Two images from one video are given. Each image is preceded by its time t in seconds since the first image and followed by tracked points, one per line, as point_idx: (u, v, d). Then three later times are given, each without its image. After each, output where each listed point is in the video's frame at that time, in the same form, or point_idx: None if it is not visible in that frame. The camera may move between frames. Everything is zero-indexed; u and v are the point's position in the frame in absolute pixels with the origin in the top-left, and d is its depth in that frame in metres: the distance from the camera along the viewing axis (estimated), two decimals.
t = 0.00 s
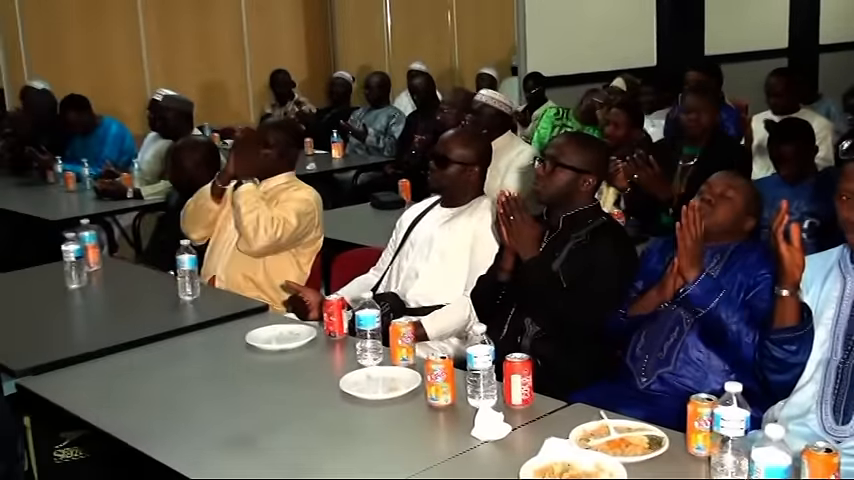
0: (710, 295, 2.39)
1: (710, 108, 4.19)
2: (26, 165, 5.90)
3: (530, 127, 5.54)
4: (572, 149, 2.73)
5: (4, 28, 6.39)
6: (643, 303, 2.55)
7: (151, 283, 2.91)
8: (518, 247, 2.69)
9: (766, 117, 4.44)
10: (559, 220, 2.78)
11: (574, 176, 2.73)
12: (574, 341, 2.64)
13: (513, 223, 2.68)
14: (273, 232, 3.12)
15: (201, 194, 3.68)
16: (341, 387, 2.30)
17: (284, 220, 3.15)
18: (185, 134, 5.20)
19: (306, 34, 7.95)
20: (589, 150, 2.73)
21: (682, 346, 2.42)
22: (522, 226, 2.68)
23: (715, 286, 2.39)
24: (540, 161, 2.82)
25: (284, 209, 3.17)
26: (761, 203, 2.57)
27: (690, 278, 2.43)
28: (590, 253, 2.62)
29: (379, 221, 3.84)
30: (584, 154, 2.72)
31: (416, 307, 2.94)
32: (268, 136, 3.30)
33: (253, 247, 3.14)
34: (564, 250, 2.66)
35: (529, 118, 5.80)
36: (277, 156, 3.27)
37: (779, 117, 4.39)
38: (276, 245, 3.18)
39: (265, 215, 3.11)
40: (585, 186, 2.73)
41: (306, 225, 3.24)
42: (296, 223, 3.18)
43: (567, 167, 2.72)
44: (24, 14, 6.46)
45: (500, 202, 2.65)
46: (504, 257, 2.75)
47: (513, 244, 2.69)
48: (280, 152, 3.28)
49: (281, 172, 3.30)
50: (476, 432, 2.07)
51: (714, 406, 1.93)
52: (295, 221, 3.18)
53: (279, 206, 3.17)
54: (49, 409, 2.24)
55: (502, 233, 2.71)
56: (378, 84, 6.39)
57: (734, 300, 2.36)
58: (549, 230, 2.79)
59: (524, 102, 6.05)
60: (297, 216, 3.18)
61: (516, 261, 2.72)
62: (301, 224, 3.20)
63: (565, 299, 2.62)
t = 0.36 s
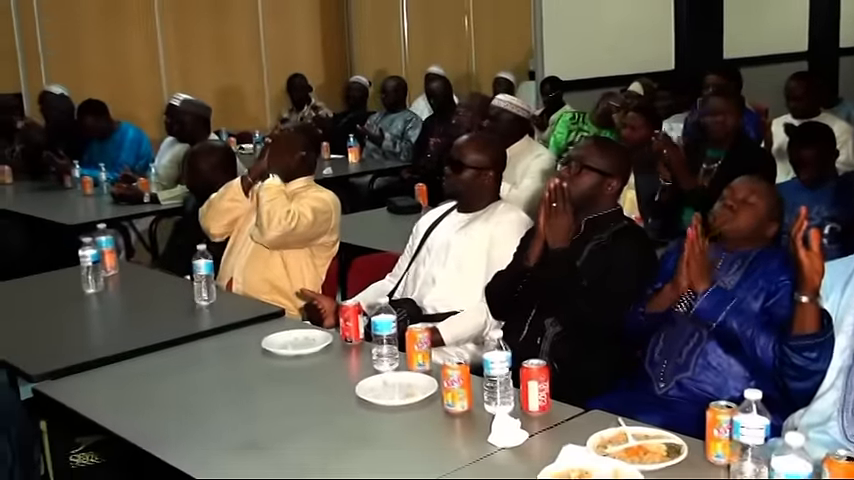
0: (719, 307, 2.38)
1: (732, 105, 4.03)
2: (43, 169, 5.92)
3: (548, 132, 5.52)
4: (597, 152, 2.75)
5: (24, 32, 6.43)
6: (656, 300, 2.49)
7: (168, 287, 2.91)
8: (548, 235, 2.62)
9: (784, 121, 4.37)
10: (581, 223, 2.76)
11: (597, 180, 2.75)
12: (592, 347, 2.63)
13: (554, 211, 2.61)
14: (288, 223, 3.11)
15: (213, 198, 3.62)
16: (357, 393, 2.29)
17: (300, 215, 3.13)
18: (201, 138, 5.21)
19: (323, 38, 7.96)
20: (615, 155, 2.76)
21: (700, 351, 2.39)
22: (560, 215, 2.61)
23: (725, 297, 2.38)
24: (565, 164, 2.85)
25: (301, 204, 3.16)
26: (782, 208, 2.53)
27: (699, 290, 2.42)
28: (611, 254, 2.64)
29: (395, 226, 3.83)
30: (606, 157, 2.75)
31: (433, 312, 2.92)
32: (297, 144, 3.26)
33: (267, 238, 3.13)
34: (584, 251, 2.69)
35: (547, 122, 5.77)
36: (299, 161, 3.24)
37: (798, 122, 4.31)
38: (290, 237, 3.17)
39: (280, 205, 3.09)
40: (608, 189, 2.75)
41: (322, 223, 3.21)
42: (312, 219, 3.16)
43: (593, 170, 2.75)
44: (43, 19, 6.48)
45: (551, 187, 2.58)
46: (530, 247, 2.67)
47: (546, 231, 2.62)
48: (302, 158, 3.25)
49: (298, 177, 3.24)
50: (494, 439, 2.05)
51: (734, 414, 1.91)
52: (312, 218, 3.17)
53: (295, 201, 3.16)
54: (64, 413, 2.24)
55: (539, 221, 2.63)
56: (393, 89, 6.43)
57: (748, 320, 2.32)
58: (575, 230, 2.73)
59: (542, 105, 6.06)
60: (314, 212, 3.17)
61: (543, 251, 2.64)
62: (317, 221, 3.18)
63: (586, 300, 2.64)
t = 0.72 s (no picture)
0: (748, 287, 2.19)
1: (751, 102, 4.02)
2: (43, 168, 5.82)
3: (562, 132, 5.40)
4: (618, 150, 2.64)
5: (20, 27, 6.30)
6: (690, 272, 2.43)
7: (169, 292, 2.81)
8: (568, 236, 2.56)
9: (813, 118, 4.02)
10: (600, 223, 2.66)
11: (619, 179, 2.64)
12: (608, 357, 2.47)
13: (574, 210, 2.56)
14: (291, 228, 3.00)
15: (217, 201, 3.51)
16: (365, 403, 2.19)
17: (304, 218, 3.02)
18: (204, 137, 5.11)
19: (331, 35, 7.88)
20: (638, 154, 2.64)
21: (724, 362, 2.27)
22: (583, 214, 2.55)
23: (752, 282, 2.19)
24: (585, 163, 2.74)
25: (304, 207, 3.05)
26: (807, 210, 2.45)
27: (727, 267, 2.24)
28: (629, 257, 2.50)
29: (406, 228, 3.72)
30: (628, 155, 2.63)
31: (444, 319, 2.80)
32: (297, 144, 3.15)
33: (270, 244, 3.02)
34: (603, 251, 2.55)
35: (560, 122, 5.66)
36: (305, 161, 3.14)
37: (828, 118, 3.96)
38: (293, 243, 3.05)
39: (282, 209, 2.98)
40: (630, 190, 2.64)
41: (326, 226, 3.10)
42: (315, 222, 3.05)
43: (614, 169, 2.64)
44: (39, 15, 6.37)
45: (569, 185, 2.55)
46: (549, 246, 2.62)
47: (568, 235, 2.56)
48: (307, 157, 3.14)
49: (303, 177, 3.15)
50: (507, 452, 1.95)
51: (760, 426, 1.83)
52: (315, 221, 3.06)
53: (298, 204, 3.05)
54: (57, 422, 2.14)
55: (559, 224, 2.58)
56: (404, 84, 6.28)
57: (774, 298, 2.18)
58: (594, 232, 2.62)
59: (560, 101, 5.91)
60: (318, 215, 3.06)
61: (563, 250, 2.59)
62: (321, 224, 3.07)
63: (602, 301, 2.47)
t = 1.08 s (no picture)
0: (781, 275, 2.17)
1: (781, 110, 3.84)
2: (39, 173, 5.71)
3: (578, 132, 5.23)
4: (634, 151, 2.56)
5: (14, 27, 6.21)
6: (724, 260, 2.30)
7: (169, 300, 2.70)
8: (584, 242, 2.47)
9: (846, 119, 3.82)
10: (617, 228, 2.53)
11: (635, 183, 2.55)
12: (628, 366, 2.38)
13: (589, 214, 2.49)
14: (300, 240, 2.91)
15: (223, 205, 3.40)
16: (374, 416, 2.09)
17: (312, 227, 2.93)
18: (205, 135, 4.88)
19: (337, 33, 7.78)
20: (654, 155, 2.56)
21: (750, 372, 2.17)
22: (596, 218, 2.48)
23: (788, 269, 2.18)
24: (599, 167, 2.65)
25: (312, 216, 2.95)
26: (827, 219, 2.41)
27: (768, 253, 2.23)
28: (649, 260, 2.41)
29: (416, 234, 3.61)
30: (640, 157, 2.55)
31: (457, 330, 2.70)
32: (301, 145, 3.05)
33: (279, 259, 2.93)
34: (620, 258, 2.44)
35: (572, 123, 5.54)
36: (310, 163, 3.05)
37: None
38: (302, 254, 2.96)
39: (288, 220, 2.90)
40: (647, 191, 2.56)
41: (336, 233, 3.00)
42: (325, 230, 2.96)
43: (629, 171, 2.55)
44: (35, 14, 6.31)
45: (583, 192, 2.50)
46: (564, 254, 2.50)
47: (582, 240, 2.48)
48: (311, 157, 3.06)
49: (308, 180, 3.06)
50: (522, 469, 1.84)
51: (787, 443, 1.70)
52: (325, 229, 2.96)
53: (306, 212, 2.96)
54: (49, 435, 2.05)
55: (575, 230, 2.50)
56: (415, 83, 6.15)
57: (804, 285, 2.13)
58: (610, 237, 2.50)
59: (576, 101, 5.36)
60: (326, 222, 2.96)
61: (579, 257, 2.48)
62: (332, 232, 2.98)
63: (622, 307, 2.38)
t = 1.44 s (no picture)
0: (805, 291, 2.07)
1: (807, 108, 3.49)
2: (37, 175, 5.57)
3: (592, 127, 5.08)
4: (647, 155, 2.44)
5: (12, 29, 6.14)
6: (749, 272, 2.15)
7: (171, 308, 2.61)
8: (605, 237, 2.33)
9: None
10: (639, 234, 2.43)
11: (653, 192, 2.44)
12: (649, 378, 2.31)
13: (602, 211, 2.34)
14: (310, 253, 2.79)
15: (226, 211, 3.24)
16: (382, 431, 1.99)
17: (323, 238, 2.82)
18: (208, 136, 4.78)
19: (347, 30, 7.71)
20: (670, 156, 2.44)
21: (774, 387, 2.08)
22: (607, 210, 2.34)
23: (814, 286, 2.07)
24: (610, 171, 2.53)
25: (322, 227, 2.84)
26: None
27: (792, 268, 2.11)
28: (673, 268, 2.32)
29: (427, 240, 3.52)
30: (655, 163, 2.42)
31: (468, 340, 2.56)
32: (302, 148, 2.93)
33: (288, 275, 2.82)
34: (645, 265, 2.36)
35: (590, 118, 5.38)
36: (313, 169, 2.94)
37: None
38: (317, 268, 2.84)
39: (297, 234, 2.80)
40: (667, 195, 2.44)
41: (348, 242, 2.89)
42: (337, 241, 2.84)
43: (644, 179, 2.43)
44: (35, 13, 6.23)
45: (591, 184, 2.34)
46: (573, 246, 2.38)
47: (601, 238, 2.34)
48: (312, 163, 2.94)
49: (315, 182, 2.95)
50: None
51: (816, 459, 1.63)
52: (335, 239, 2.85)
53: (315, 223, 2.84)
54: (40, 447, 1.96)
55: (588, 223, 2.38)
56: (426, 82, 6.04)
57: (830, 300, 2.05)
58: (633, 242, 2.41)
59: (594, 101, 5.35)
60: (336, 232, 2.84)
61: (589, 251, 2.36)
62: (342, 242, 2.86)
63: (643, 316, 2.30)
